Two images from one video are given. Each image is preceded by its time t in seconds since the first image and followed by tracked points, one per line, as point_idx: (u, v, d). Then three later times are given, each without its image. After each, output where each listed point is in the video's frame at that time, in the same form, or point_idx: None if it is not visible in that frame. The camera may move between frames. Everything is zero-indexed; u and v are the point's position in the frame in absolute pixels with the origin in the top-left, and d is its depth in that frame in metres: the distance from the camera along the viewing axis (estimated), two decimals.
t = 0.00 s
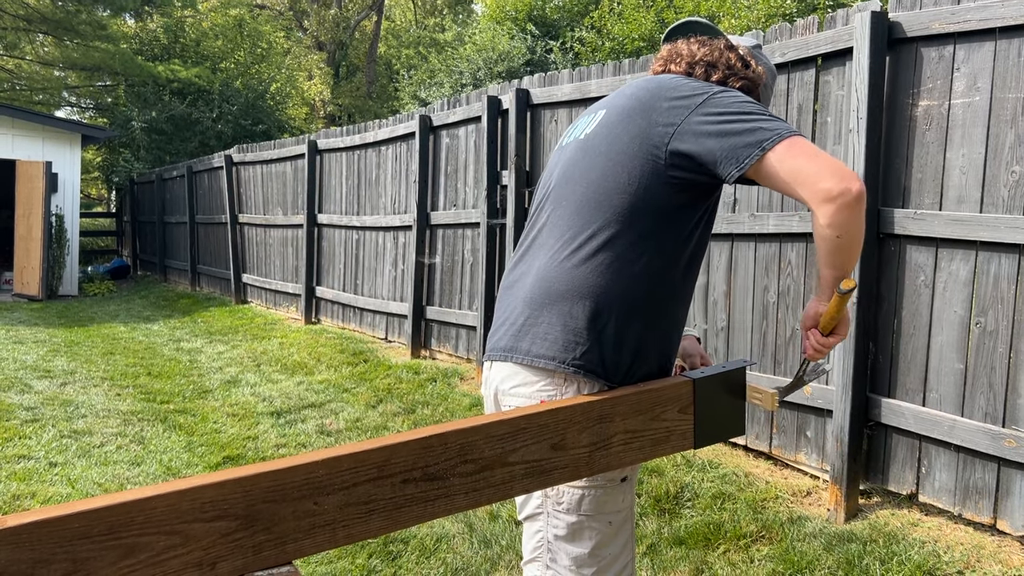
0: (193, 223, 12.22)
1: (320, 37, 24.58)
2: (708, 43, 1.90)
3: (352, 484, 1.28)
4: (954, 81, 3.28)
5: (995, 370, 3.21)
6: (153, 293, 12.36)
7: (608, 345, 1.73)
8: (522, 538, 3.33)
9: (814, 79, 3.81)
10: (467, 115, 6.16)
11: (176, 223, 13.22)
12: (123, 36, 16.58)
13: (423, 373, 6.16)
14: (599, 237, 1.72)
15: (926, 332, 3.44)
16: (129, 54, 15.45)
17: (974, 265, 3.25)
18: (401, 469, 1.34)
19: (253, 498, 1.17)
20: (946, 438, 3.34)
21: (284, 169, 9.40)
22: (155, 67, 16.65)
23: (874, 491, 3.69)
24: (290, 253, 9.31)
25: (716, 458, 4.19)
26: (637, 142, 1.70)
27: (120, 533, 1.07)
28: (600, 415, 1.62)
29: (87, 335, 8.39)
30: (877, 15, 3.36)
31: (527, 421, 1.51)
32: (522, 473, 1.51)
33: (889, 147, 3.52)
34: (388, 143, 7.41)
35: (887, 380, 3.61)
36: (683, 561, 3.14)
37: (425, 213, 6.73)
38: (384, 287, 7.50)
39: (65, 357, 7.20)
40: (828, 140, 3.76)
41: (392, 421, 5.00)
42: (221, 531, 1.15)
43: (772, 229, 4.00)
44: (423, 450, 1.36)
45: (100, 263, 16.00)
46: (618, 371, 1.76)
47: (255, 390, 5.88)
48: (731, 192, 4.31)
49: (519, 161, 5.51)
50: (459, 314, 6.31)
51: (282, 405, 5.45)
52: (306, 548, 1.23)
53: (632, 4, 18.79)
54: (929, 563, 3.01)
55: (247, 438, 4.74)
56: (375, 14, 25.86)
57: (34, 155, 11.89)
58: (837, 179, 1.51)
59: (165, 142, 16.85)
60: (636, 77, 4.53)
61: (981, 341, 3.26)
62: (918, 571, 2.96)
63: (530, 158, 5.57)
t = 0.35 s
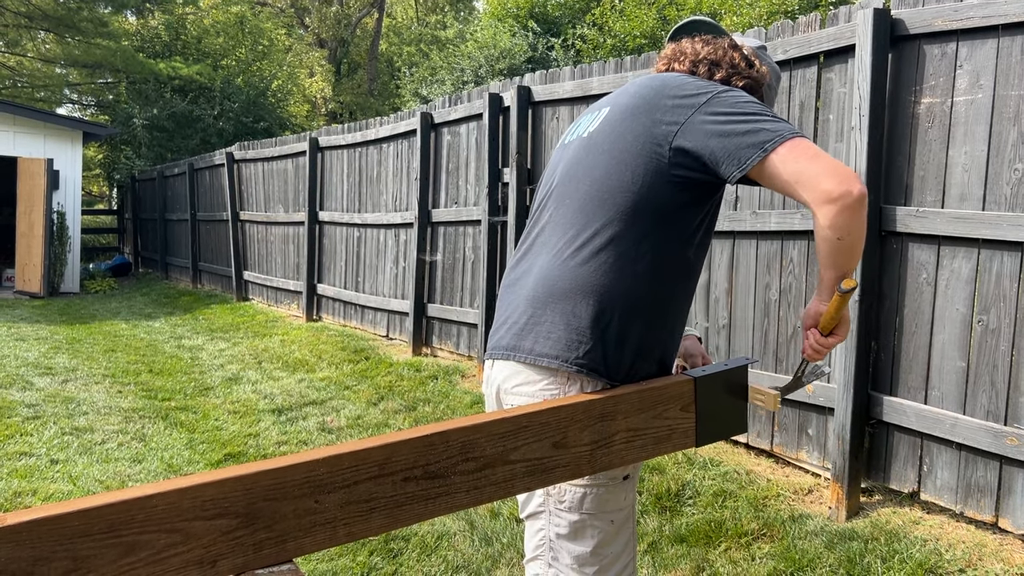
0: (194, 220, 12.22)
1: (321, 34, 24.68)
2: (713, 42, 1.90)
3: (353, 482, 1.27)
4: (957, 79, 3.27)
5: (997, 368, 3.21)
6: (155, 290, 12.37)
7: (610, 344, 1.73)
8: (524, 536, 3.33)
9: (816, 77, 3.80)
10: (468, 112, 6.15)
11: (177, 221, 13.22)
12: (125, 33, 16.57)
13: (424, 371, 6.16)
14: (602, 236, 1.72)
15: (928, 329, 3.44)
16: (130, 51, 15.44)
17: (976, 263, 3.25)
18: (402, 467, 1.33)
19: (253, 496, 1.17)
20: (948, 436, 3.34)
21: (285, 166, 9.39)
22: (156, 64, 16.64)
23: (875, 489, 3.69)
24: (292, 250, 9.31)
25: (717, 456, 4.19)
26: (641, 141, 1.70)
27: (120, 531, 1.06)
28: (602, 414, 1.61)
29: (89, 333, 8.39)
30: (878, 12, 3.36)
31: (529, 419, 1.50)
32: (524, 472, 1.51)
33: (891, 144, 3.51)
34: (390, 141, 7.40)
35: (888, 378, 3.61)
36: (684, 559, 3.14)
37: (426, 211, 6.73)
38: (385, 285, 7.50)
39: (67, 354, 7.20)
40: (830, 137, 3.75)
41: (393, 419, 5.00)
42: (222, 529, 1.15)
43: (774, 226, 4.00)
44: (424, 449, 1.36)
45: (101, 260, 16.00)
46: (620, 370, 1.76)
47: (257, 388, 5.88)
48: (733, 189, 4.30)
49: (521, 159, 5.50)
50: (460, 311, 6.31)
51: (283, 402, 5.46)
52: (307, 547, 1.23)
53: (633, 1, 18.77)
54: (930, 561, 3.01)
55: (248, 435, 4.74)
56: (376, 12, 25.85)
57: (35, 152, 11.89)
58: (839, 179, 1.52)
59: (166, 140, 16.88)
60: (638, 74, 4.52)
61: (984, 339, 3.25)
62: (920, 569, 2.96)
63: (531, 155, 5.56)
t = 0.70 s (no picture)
0: (195, 218, 12.22)
1: (322, 32, 24.77)
2: (719, 42, 1.89)
3: (355, 479, 1.28)
4: (959, 77, 3.27)
5: (999, 366, 3.20)
6: (156, 288, 12.38)
7: (608, 343, 1.73)
8: (525, 533, 3.33)
9: (818, 74, 3.79)
10: (469, 110, 6.15)
11: (178, 218, 13.22)
12: (126, 31, 16.56)
13: (426, 369, 6.16)
14: (600, 233, 1.72)
15: (929, 328, 3.43)
16: (131, 49, 15.43)
17: (979, 261, 3.24)
18: (405, 464, 1.34)
19: (255, 493, 1.17)
20: (950, 435, 3.34)
21: (286, 164, 9.39)
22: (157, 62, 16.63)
23: (876, 487, 3.68)
24: (293, 248, 9.31)
25: (718, 454, 4.19)
26: (642, 138, 1.70)
27: (122, 529, 1.06)
28: (603, 412, 1.61)
29: (90, 330, 8.40)
30: (881, 10, 3.35)
31: (531, 417, 1.50)
32: (525, 470, 1.51)
33: (892, 141, 3.51)
34: (391, 138, 7.40)
35: (890, 376, 3.61)
36: (685, 556, 3.14)
37: (427, 209, 6.73)
38: (387, 282, 7.50)
39: (68, 351, 7.20)
40: (831, 135, 3.74)
41: (394, 417, 5.00)
42: (224, 527, 1.15)
43: (775, 225, 4.00)
44: (426, 446, 1.36)
45: (102, 257, 16.01)
46: (617, 368, 1.76)
47: (258, 385, 5.89)
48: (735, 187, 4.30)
49: (522, 156, 5.50)
50: (461, 309, 6.31)
51: (285, 399, 5.46)
52: (308, 544, 1.23)
53: None
54: (932, 559, 3.01)
55: (249, 432, 4.74)
56: (377, 9, 25.82)
57: (37, 150, 11.89)
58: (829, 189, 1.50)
59: (167, 137, 16.89)
60: (639, 72, 4.52)
61: (985, 337, 3.25)
62: (922, 567, 2.96)
63: (532, 153, 5.56)
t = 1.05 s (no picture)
0: (196, 216, 12.22)
1: (323, 30, 24.78)
2: (723, 45, 1.89)
3: (357, 478, 1.28)
4: (961, 76, 3.26)
5: (1000, 365, 3.20)
6: (157, 285, 12.39)
7: (615, 340, 1.73)
8: (526, 531, 3.34)
9: (820, 73, 3.79)
10: (470, 108, 6.15)
11: (179, 216, 13.23)
12: (127, 29, 16.57)
13: (426, 367, 6.16)
14: (607, 232, 1.72)
15: (931, 327, 3.43)
16: (132, 46, 15.43)
17: (980, 260, 3.24)
18: (406, 463, 1.34)
19: (258, 491, 1.17)
20: (951, 433, 3.33)
21: (287, 162, 9.39)
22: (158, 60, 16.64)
23: (877, 486, 3.69)
24: (294, 246, 9.32)
25: (719, 453, 4.19)
26: (651, 138, 1.70)
27: (124, 526, 1.06)
28: (606, 410, 1.61)
29: (91, 328, 8.41)
30: (883, 8, 3.35)
31: (534, 415, 1.50)
32: (527, 468, 1.51)
33: (894, 140, 3.50)
34: (392, 136, 7.40)
35: (891, 375, 3.60)
36: (686, 555, 3.14)
37: (428, 207, 6.73)
38: (388, 281, 7.51)
39: (69, 349, 7.21)
40: (833, 133, 3.74)
41: (395, 415, 5.01)
42: (226, 525, 1.15)
43: (777, 223, 4.00)
44: (429, 445, 1.36)
45: (103, 255, 16.01)
46: (621, 367, 1.76)
47: (259, 383, 5.89)
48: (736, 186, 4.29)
49: (524, 155, 5.50)
50: (462, 307, 6.31)
51: (286, 397, 5.47)
52: (310, 542, 1.23)
53: None
54: (932, 558, 3.01)
55: (250, 430, 4.75)
56: (378, 7, 25.82)
57: (38, 148, 11.90)
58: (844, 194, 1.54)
59: (168, 135, 16.89)
60: (640, 70, 4.51)
61: (987, 337, 3.25)
62: (923, 566, 2.96)
63: (534, 152, 5.56)
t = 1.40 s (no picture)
0: (197, 214, 12.23)
1: (324, 28, 24.82)
2: (723, 45, 1.89)
3: (358, 476, 1.28)
4: (962, 75, 3.26)
5: (1001, 364, 3.20)
6: (159, 284, 12.40)
7: (619, 339, 1.73)
8: (526, 530, 3.34)
9: (821, 72, 3.79)
10: (472, 108, 6.14)
11: (180, 215, 13.24)
12: (128, 28, 16.57)
13: (427, 366, 6.17)
14: (611, 232, 1.72)
15: (932, 326, 3.43)
16: (134, 45, 15.44)
17: (981, 259, 3.24)
18: (408, 461, 1.34)
19: (259, 490, 1.18)
20: (952, 433, 3.34)
21: (288, 161, 9.39)
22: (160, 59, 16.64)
23: (878, 486, 3.69)
24: (295, 245, 9.32)
25: (720, 452, 4.19)
26: (655, 138, 1.70)
27: (127, 524, 1.07)
28: (607, 409, 1.62)
29: (92, 327, 8.42)
30: (884, 7, 3.35)
31: (535, 414, 1.51)
32: (528, 467, 1.51)
33: (895, 139, 3.51)
34: (393, 135, 7.40)
35: (891, 374, 3.61)
36: (687, 554, 3.15)
37: (429, 206, 6.73)
38: (388, 280, 7.51)
39: (70, 348, 7.22)
40: (834, 133, 3.74)
41: (396, 414, 5.01)
42: (227, 523, 1.15)
43: (778, 223, 4.00)
44: (430, 444, 1.37)
45: (104, 254, 16.02)
46: (624, 366, 1.76)
47: (260, 382, 5.89)
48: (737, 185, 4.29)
49: (524, 154, 5.50)
50: (463, 306, 6.32)
51: (287, 396, 5.47)
52: (311, 540, 1.23)
53: None
54: (933, 557, 3.01)
55: (251, 429, 4.75)
56: (379, 6, 25.81)
57: (39, 146, 11.91)
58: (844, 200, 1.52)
59: (169, 134, 16.90)
60: (641, 69, 4.51)
61: (988, 336, 3.25)
62: (924, 564, 2.96)
63: (534, 151, 5.56)
